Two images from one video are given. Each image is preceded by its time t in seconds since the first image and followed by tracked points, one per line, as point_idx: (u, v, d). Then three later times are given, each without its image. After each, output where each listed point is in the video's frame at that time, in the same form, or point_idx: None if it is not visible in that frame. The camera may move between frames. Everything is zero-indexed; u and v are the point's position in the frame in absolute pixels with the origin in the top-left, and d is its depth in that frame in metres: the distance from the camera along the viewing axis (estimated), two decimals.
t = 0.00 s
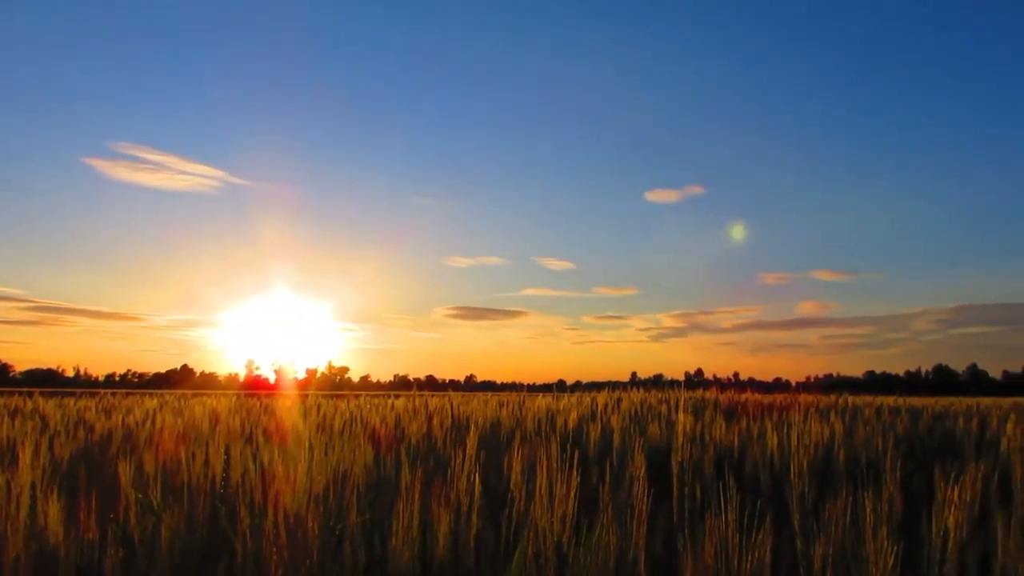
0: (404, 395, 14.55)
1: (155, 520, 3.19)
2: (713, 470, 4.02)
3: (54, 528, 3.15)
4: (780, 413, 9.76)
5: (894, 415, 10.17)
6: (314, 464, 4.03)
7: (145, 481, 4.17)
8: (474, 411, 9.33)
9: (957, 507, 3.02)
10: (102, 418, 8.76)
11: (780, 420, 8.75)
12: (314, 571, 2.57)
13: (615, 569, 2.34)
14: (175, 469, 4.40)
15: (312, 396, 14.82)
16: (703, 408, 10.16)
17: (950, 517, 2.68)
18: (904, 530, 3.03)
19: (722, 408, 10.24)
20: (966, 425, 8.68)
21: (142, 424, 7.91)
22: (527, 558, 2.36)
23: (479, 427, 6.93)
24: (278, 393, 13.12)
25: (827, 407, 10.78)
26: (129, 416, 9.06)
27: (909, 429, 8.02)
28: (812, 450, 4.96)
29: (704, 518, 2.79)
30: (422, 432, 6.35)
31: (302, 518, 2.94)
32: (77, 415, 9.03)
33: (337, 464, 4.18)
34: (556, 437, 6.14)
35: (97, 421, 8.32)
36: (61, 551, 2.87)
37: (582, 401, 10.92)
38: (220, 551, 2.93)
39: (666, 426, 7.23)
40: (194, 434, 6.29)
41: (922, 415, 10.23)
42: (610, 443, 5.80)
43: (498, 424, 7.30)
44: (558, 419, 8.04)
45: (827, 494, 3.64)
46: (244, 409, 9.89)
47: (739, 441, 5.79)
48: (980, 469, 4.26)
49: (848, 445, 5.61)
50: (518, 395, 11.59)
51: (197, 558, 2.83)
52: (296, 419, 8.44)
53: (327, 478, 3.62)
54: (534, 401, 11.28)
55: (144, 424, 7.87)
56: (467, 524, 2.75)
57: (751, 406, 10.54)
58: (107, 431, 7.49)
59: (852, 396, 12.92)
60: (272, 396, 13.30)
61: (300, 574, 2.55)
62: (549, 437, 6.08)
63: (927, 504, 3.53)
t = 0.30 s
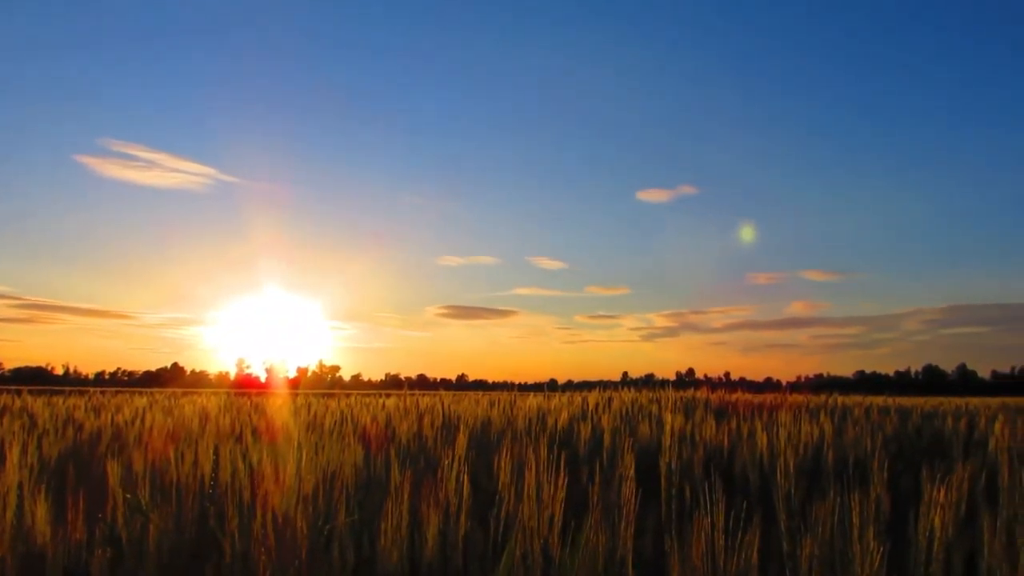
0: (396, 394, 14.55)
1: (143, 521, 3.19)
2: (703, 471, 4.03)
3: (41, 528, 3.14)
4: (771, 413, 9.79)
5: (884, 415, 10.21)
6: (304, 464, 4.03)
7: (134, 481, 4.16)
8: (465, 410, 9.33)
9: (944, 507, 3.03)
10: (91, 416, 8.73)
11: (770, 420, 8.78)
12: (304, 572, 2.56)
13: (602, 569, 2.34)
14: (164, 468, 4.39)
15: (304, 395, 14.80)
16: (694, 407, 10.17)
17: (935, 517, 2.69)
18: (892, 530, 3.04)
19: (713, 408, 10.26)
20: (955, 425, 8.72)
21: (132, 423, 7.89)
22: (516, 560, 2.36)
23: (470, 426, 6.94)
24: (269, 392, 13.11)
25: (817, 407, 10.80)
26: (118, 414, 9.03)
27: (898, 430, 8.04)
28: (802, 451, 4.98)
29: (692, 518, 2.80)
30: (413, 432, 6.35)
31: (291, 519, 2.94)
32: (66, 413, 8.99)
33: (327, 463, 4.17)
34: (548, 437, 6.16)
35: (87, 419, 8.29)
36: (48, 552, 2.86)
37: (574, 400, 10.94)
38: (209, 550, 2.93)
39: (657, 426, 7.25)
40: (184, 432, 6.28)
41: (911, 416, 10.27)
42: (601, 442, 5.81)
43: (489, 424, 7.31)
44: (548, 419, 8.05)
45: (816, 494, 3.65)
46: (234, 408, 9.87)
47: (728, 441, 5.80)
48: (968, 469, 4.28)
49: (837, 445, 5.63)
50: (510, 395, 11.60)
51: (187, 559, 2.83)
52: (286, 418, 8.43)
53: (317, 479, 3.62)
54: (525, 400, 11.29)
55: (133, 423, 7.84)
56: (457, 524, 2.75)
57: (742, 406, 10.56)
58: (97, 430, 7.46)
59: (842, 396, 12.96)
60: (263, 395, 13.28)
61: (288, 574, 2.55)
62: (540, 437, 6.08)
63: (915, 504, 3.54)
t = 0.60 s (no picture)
0: (387, 394, 14.54)
1: (132, 522, 3.18)
2: (694, 472, 4.05)
3: (30, 529, 3.13)
4: (762, 413, 9.82)
5: (874, 416, 10.26)
6: (295, 464, 4.03)
7: (123, 482, 4.15)
8: (457, 411, 9.33)
9: (932, 508, 3.05)
10: (82, 416, 8.69)
11: (760, 420, 8.81)
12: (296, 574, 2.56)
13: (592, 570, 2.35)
14: (154, 468, 4.38)
15: (295, 395, 14.78)
16: (685, 408, 10.19)
17: (923, 518, 2.71)
18: (880, 530, 3.05)
19: (704, 408, 10.29)
20: (945, 425, 8.78)
21: (122, 423, 7.86)
22: (506, 561, 2.37)
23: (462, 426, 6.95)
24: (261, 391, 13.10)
25: (808, 408, 10.85)
26: (109, 414, 9.00)
27: (888, 430, 8.07)
28: (792, 452, 5.00)
29: (680, 519, 2.81)
30: (404, 432, 6.34)
31: (281, 520, 2.93)
32: (56, 414, 8.96)
33: (317, 464, 4.17)
34: (539, 437, 6.17)
35: (78, 419, 8.27)
36: (36, 553, 2.85)
37: (565, 400, 10.96)
38: (200, 550, 2.93)
39: (649, 427, 7.28)
40: (175, 432, 6.27)
41: (901, 416, 10.33)
42: (592, 443, 5.82)
43: (482, 424, 7.32)
44: (540, 419, 8.05)
45: (805, 494, 3.67)
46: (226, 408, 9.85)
47: (719, 442, 5.82)
48: (956, 469, 4.30)
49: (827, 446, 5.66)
50: (502, 395, 11.61)
51: (177, 560, 2.83)
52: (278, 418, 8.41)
53: (307, 480, 3.61)
54: (517, 400, 11.31)
55: (124, 423, 7.81)
56: (447, 525, 2.76)
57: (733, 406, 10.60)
58: (87, 430, 7.43)
59: (832, 396, 13.03)
60: (254, 395, 13.25)
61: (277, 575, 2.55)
62: (531, 437, 6.09)
63: (904, 504, 3.56)
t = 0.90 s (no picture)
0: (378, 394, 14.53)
1: (117, 522, 3.16)
2: (681, 472, 4.05)
3: (14, 529, 3.10)
4: (751, 413, 9.84)
5: (863, 416, 10.30)
6: (282, 464, 4.01)
7: (109, 481, 4.13)
8: (447, 411, 9.32)
9: (917, 507, 3.05)
10: (70, 416, 8.65)
11: (750, 420, 8.83)
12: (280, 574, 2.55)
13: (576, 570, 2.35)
14: (140, 467, 4.36)
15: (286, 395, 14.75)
16: (675, 408, 10.21)
17: (908, 518, 2.71)
18: (866, 529, 3.06)
19: (694, 408, 10.31)
20: (932, 426, 8.83)
21: (111, 422, 7.82)
22: (491, 560, 2.36)
23: (453, 425, 6.95)
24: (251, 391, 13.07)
25: (797, 408, 10.88)
26: (98, 413, 8.96)
27: (877, 431, 8.09)
28: (780, 451, 5.01)
29: (667, 518, 2.81)
30: (393, 432, 6.33)
31: (267, 519, 2.92)
32: (44, 413, 8.91)
33: (304, 463, 4.16)
34: (529, 437, 6.17)
35: (66, 419, 8.22)
36: (19, 552, 2.83)
37: (556, 400, 10.96)
38: (185, 550, 2.92)
39: (638, 427, 7.28)
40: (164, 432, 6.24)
41: (890, 416, 10.37)
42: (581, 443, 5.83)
43: (472, 424, 7.31)
44: (529, 419, 8.06)
45: (793, 494, 3.68)
46: (216, 408, 9.82)
47: (708, 442, 5.82)
48: (942, 468, 4.32)
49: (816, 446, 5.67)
50: (493, 395, 11.60)
51: (161, 560, 2.82)
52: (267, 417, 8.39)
53: (293, 479, 3.60)
54: (508, 400, 11.31)
55: (113, 423, 7.77)
56: (433, 525, 2.75)
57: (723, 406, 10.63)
58: (75, 430, 7.39)
59: (822, 396, 13.08)
60: (245, 394, 13.22)
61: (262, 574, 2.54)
62: (520, 437, 6.08)
63: (889, 504, 3.57)
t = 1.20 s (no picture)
0: (370, 393, 14.52)
1: (101, 521, 3.15)
2: (669, 471, 4.05)
3: None
4: (741, 413, 9.87)
5: (853, 416, 10.34)
6: (270, 463, 4.00)
7: (95, 480, 4.11)
8: (438, 410, 9.31)
9: (902, 507, 3.07)
10: (58, 414, 8.60)
11: (739, 420, 8.85)
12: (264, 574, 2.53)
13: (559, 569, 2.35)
14: (127, 465, 4.34)
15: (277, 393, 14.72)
16: (666, 408, 10.23)
17: (891, 517, 2.73)
18: (851, 528, 3.07)
19: (685, 408, 10.33)
20: (921, 426, 8.87)
21: (99, 421, 7.78)
22: (475, 559, 2.37)
23: (442, 424, 6.93)
24: (242, 390, 13.04)
25: (787, 408, 10.92)
26: (87, 412, 8.91)
27: (866, 431, 8.13)
28: (769, 451, 5.02)
29: (651, 516, 2.80)
30: (382, 430, 6.32)
31: (252, 517, 2.92)
32: (32, 411, 8.86)
33: (291, 462, 4.15)
34: (518, 435, 6.17)
35: (54, 417, 8.18)
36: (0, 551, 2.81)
37: (547, 400, 10.98)
38: (170, 548, 2.90)
39: (628, 426, 7.28)
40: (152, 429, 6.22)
41: (879, 416, 10.41)
42: (571, 441, 5.84)
43: (461, 422, 7.30)
44: (519, 418, 8.06)
45: (779, 492, 3.68)
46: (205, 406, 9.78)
47: (698, 441, 5.84)
48: (928, 468, 4.34)
49: (805, 446, 5.69)
50: (484, 394, 11.61)
51: (145, 559, 2.80)
52: (257, 416, 8.37)
53: (280, 478, 3.59)
54: (499, 399, 11.31)
55: (101, 421, 7.74)
56: (419, 523, 2.74)
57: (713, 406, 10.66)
58: (63, 428, 7.35)
59: (812, 396, 13.13)
60: (236, 393, 13.18)
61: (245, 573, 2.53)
62: (510, 436, 6.09)
63: (875, 503, 3.59)
